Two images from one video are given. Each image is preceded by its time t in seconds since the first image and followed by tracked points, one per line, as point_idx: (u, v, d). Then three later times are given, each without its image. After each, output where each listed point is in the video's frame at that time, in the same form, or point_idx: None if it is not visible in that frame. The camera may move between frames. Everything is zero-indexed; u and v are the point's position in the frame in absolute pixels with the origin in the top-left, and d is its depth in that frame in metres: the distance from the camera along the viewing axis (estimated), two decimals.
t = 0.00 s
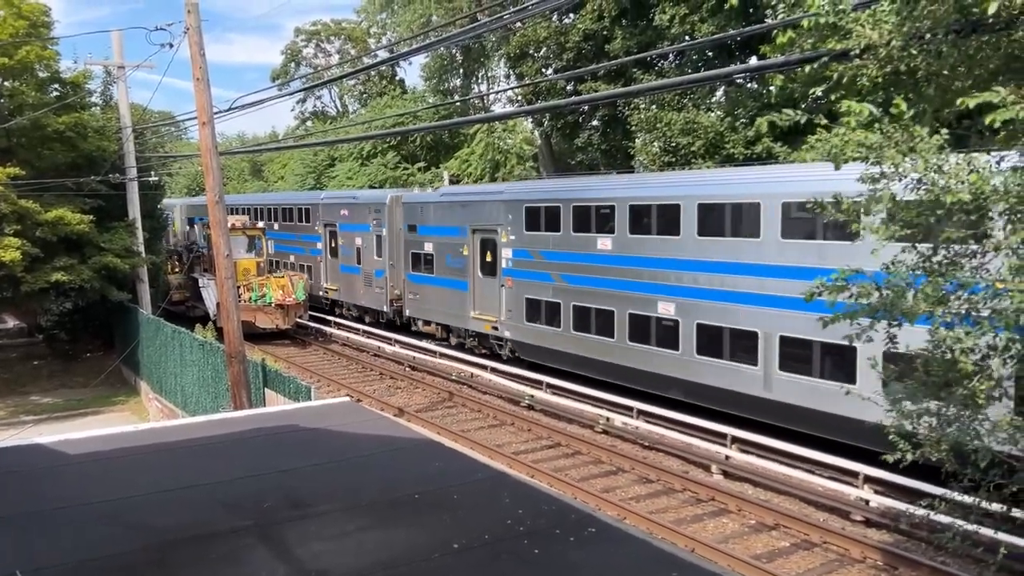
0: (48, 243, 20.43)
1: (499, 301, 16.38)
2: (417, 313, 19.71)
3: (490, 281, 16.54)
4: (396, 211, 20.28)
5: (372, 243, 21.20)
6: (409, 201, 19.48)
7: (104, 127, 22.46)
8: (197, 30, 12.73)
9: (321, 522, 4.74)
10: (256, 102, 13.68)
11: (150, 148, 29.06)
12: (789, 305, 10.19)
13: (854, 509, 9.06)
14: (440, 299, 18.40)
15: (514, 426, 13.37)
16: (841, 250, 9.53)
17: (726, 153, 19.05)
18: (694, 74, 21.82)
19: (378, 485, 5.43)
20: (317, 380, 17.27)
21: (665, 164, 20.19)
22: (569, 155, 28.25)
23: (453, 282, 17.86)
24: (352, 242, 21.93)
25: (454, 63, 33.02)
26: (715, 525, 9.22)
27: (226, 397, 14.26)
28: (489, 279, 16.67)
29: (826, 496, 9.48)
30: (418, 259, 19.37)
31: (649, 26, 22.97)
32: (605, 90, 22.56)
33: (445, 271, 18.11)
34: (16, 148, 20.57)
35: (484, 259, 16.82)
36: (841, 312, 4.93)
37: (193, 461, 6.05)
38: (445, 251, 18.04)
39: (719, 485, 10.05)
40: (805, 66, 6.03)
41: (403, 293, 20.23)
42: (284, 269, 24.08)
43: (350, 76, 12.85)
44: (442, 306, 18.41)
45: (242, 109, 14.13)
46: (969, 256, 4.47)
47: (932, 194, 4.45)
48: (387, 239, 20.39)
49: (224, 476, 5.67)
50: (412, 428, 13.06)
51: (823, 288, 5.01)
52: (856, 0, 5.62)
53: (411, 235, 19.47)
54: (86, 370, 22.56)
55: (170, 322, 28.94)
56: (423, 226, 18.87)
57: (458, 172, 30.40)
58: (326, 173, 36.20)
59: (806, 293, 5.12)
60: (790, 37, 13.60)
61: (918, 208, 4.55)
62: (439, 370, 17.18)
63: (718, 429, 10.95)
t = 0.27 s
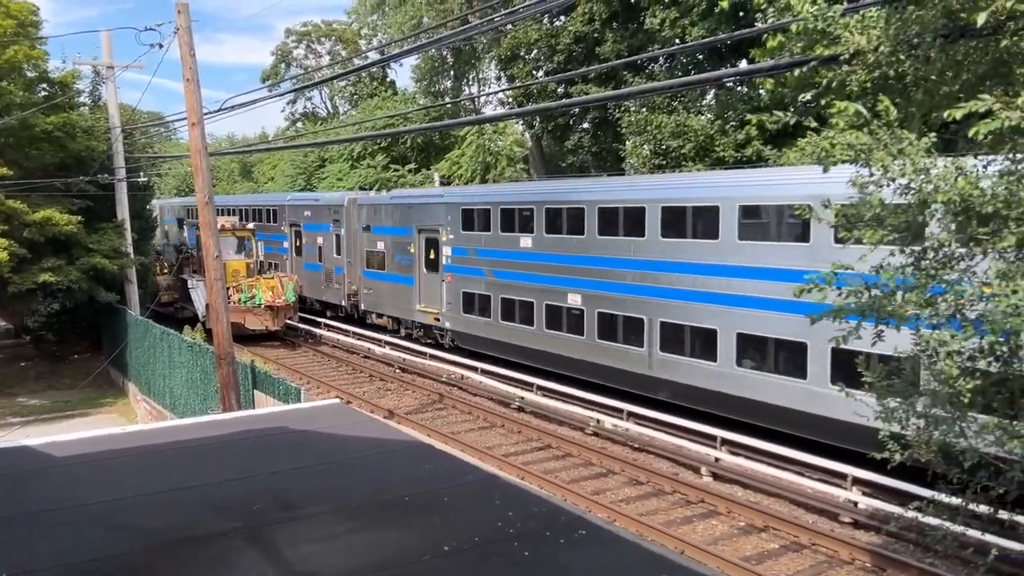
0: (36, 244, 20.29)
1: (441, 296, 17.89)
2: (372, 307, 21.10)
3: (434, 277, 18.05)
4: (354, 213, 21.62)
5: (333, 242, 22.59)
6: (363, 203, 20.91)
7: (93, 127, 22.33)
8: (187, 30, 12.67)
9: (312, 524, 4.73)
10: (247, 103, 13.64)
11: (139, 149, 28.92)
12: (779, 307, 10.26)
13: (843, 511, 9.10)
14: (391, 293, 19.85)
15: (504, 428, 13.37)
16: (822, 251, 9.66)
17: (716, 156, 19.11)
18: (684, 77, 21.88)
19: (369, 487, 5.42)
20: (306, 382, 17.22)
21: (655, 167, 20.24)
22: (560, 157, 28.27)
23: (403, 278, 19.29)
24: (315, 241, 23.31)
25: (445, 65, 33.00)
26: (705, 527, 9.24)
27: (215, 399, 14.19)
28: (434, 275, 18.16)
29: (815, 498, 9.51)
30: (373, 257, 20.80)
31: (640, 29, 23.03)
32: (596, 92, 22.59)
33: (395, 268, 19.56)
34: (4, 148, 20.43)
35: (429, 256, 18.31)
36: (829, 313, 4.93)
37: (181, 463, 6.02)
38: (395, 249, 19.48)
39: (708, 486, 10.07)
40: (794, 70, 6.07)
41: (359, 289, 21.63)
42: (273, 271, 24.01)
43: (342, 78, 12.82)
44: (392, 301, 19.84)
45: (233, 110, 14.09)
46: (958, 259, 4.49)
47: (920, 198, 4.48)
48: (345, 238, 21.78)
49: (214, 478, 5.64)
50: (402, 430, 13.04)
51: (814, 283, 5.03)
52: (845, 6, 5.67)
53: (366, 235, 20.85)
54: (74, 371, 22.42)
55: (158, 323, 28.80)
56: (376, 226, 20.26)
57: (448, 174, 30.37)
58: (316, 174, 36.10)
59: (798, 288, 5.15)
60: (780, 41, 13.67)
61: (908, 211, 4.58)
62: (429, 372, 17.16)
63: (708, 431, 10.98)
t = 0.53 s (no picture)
0: (18, 244, 20.10)
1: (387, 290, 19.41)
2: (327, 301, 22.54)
3: (380, 273, 19.57)
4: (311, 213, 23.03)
5: (292, 240, 24.02)
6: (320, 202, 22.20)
7: (77, 125, 22.16)
8: (172, 29, 12.60)
9: (298, 526, 4.72)
10: (233, 102, 13.59)
11: (123, 148, 28.74)
12: (763, 308, 10.34)
13: (827, 512, 9.16)
14: (343, 288, 21.33)
15: (490, 429, 13.36)
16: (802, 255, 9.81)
17: (702, 159, 19.21)
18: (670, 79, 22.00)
19: (355, 489, 5.41)
20: (292, 383, 17.15)
21: (642, 169, 20.31)
22: (546, 159, 28.33)
23: (353, 273, 20.77)
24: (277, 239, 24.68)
25: (432, 66, 32.96)
26: (690, 528, 9.27)
27: (199, 400, 14.11)
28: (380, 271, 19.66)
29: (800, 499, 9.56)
30: (327, 254, 22.26)
31: (626, 32, 23.11)
32: (582, 94, 22.64)
33: (346, 265, 21.06)
34: None
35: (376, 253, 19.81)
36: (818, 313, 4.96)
37: (165, 465, 5.99)
38: (346, 246, 20.97)
39: (694, 487, 10.11)
40: (780, 74, 6.11)
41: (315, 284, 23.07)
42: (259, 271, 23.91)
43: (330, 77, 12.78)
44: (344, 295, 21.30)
45: (219, 109, 14.03)
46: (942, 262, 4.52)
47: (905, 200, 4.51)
48: (302, 237, 23.22)
49: (199, 480, 5.61)
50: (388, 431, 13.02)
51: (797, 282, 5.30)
52: (830, 10, 5.72)
53: (320, 233, 22.30)
54: (56, 372, 22.23)
55: (142, 324, 28.61)
56: (330, 225, 21.73)
57: (435, 175, 30.35)
58: (302, 175, 35.97)
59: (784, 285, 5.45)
60: (766, 44, 13.76)
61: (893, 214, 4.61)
62: (416, 373, 17.13)
63: (693, 432, 11.02)
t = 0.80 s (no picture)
0: None
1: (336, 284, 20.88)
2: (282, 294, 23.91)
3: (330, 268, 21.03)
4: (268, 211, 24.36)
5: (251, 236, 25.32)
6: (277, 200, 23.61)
7: (56, 122, 21.94)
8: (155, 26, 12.50)
9: (283, 525, 4.70)
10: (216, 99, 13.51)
11: (103, 145, 28.46)
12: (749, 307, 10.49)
13: (809, 510, 9.23)
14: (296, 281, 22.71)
15: (474, 428, 13.36)
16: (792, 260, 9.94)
17: (686, 159, 19.30)
18: (654, 79, 22.05)
19: (340, 487, 5.39)
20: (275, 382, 17.07)
21: (626, 169, 20.37)
22: (531, 158, 28.32)
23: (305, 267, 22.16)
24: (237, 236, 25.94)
25: (416, 65, 32.88)
26: (674, 525, 9.32)
27: (181, 399, 14.01)
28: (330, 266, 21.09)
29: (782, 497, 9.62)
30: (282, 249, 23.64)
31: (611, 32, 23.17)
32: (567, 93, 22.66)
33: (298, 259, 22.46)
34: None
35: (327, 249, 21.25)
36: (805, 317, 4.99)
37: (147, 464, 5.94)
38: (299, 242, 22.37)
39: (677, 486, 10.15)
40: (764, 74, 6.14)
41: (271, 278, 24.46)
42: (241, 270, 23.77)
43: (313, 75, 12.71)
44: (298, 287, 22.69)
45: (202, 106, 13.93)
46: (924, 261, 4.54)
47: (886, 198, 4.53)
48: (260, 233, 24.55)
49: (182, 479, 5.58)
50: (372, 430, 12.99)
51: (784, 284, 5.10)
52: (814, 12, 5.78)
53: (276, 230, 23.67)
54: (35, 371, 21.99)
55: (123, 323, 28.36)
56: (285, 222, 23.12)
57: (419, 173, 30.28)
58: (284, 173, 35.78)
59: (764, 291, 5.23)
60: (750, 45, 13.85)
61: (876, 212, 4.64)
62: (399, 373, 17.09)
63: (676, 430, 11.06)
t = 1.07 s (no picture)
0: None
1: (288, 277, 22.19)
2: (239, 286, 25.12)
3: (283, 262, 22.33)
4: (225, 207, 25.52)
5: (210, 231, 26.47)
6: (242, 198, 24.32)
7: (33, 117, 21.69)
8: (135, 20, 12.41)
9: (268, 519, 4.72)
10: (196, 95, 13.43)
11: (81, 141, 28.16)
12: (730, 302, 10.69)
13: (788, 504, 9.35)
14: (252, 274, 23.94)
15: (456, 425, 13.40)
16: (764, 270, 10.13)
17: (666, 157, 19.42)
18: (635, 77, 22.14)
19: (325, 482, 5.42)
20: (255, 379, 17.01)
21: (607, 166, 20.48)
22: (512, 155, 28.34)
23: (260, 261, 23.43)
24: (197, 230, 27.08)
25: (397, 61, 32.82)
26: (654, 520, 9.41)
27: (161, 396, 13.94)
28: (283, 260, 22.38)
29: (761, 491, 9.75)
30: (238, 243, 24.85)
31: (592, 29, 23.29)
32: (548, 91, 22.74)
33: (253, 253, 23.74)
34: None
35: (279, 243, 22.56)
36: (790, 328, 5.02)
37: (130, 460, 5.93)
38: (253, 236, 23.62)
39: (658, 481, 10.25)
40: (746, 74, 6.23)
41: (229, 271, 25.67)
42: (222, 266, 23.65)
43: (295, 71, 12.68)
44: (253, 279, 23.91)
45: (182, 102, 13.85)
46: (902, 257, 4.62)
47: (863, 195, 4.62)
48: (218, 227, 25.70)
49: (166, 475, 5.58)
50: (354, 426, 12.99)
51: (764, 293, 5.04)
52: (796, 12, 5.89)
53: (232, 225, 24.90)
54: (12, 368, 21.76)
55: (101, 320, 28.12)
56: (240, 217, 24.33)
57: (400, 170, 30.25)
58: (264, 169, 35.60)
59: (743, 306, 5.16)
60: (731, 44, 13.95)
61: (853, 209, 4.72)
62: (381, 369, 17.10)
63: (657, 426, 11.15)
